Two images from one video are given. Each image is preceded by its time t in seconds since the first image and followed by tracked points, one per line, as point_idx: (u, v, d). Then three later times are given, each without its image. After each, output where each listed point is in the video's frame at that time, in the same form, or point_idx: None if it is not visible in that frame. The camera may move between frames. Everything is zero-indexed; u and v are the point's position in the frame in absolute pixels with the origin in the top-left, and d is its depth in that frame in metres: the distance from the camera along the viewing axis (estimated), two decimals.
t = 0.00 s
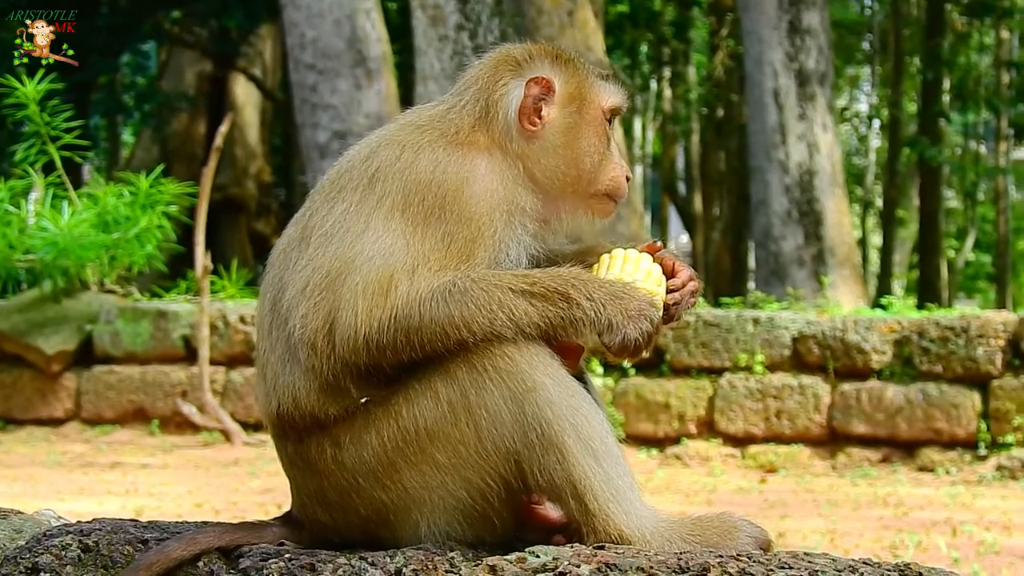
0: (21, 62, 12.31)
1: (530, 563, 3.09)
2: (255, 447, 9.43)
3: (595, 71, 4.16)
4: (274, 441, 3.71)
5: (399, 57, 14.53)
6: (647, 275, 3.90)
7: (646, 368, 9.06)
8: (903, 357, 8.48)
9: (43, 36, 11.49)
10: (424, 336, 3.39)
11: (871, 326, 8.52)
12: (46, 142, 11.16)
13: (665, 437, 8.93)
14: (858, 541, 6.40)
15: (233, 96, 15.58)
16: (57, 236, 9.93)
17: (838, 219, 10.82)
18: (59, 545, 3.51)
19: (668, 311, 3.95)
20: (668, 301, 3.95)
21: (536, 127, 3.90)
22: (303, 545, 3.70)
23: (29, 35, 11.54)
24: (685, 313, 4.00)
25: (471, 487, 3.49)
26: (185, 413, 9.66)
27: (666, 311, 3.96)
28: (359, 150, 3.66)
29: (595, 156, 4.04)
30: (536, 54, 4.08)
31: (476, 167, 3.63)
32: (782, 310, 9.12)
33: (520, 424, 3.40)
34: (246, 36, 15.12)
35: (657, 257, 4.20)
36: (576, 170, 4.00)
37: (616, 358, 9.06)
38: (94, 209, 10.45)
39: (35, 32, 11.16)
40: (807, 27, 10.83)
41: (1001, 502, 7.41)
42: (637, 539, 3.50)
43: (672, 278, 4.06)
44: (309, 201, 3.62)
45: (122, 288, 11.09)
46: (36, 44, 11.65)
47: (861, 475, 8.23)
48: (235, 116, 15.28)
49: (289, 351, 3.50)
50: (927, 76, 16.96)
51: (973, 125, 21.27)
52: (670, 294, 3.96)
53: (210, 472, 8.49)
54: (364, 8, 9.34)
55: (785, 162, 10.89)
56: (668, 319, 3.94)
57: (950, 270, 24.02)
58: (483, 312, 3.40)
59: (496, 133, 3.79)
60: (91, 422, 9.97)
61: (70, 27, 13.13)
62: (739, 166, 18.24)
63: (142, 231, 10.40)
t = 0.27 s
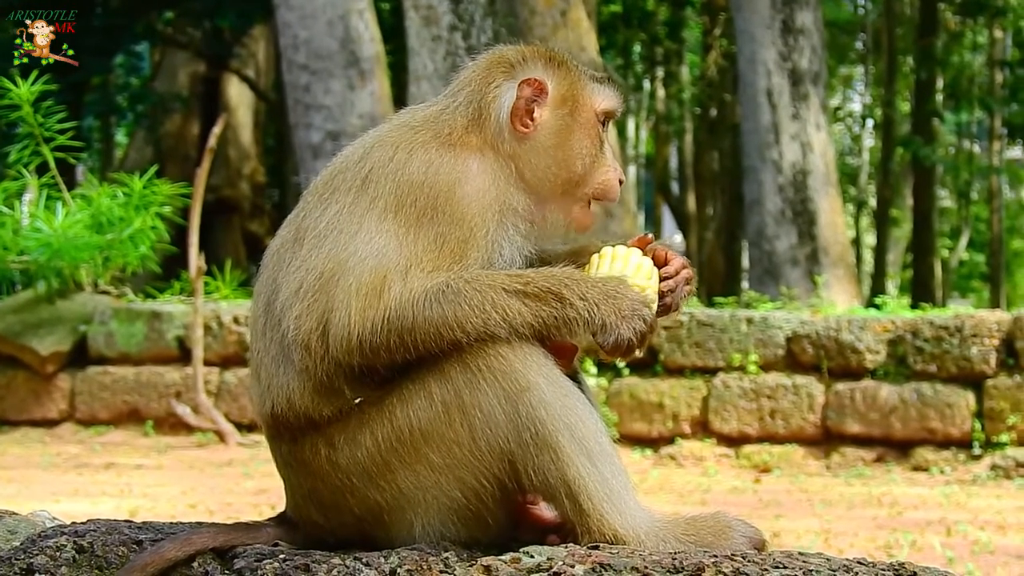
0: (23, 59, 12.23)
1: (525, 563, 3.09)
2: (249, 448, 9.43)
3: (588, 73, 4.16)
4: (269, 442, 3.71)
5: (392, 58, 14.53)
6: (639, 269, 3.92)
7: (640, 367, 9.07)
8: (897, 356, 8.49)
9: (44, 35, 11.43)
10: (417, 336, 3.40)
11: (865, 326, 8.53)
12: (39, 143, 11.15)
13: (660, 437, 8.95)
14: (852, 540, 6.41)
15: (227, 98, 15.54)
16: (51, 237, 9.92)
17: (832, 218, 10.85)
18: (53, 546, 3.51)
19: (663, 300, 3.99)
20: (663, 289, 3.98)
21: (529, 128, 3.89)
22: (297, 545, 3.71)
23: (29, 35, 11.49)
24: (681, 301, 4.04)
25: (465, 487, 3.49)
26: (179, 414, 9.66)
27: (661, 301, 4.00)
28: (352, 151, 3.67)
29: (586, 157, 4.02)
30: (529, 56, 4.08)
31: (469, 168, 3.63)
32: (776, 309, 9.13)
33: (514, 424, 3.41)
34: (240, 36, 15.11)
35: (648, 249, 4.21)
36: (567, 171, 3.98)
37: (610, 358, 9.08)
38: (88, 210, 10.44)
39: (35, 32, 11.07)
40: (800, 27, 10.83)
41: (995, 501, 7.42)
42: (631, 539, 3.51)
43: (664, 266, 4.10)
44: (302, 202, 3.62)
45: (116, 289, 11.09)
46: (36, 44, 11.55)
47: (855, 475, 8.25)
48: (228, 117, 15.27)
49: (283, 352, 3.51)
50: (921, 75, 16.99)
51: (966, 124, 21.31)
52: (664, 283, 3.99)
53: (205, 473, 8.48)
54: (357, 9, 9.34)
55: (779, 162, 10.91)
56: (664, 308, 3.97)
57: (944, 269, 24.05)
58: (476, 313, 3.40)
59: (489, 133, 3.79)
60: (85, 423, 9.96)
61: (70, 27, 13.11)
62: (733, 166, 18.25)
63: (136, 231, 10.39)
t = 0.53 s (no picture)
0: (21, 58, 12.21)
1: (521, 565, 3.10)
2: (242, 450, 9.42)
3: (594, 91, 4.18)
4: (265, 444, 3.71)
5: (385, 59, 14.52)
6: (639, 271, 3.94)
7: (633, 369, 9.08)
8: (891, 358, 8.50)
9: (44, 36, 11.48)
10: (413, 338, 3.40)
11: (859, 327, 8.55)
12: (33, 145, 11.14)
13: (654, 438, 8.95)
14: (847, 542, 6.42)
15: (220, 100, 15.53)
16: (46, 238, 9.91)
17: (825, 219, 10.86)
18: (49, 548, 3.50)
19: (662, 304, 3.96)
20: (662, 292, 3.96)
21: (524, 133, 3.90)
22: (292, 548, 3.71)
23: (29, 35, 11.49)
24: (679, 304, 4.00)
25: (461, 489, 3.49)
26: (173, 416, 9.65)
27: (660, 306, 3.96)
28: (347, 153, 3.67)
29: (577, 171, 4.01)
30: (539, 63, 4.11)
31: (464, 170, 3.63)
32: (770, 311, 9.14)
33: (509, 426, 3.41)
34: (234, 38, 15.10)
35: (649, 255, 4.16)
36: (557, 183, 3.96)
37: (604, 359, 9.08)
38: (82, 212, 10.42)
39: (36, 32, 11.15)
40: (794, 28, 10.86)
41: (989, 503, 7.43)
42: (627, 541, 3.51)
43: (664, 272, 4.07)
44: (298, 204, 3.62)
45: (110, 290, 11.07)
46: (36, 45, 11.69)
47: (849, 476, 8.26)
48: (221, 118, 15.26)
49: (279, 353, 3.51)
50: (914, 76, 17.04)
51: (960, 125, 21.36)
52: (663, 288, 3.97)
53: (199, 475, 8.47)
54: (350, 10, 9.34)
55: (772, 163, 10.92)
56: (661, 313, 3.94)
57: (938, 270, 24.11)
58: (471, 314, 3.40)
59: (486, 134, 3.80)
60: (79, 425, 9.94)
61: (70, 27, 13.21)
62: (726, 167, 18.28)
63: (130, 233, 10.38)
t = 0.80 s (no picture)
0: (21, 58, 12.20)
1: (518, 568, 3.10)
2: (240, 452, 9.42)
3: (597, 123, 4.08)
4: (262, 447, 3.71)
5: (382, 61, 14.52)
6: (641, 296, 3.91)
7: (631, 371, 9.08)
8: (889, 359, 8.51)
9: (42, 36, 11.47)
10: (407, 341, 3.40)
11: (857, 329, 8.55)
12: (30, 147, 11.13)
13: (651, 440, 8.95)
14: (845, 544, 6.43)
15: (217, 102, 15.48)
16: (44, 241, 9.93)
17: (823, 221, 10.86)
18: (47, 551, 3.50)
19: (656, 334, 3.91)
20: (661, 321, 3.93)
21: (509, 139, 3.84)
22: (290, 550, 3.71)
23: (28, 36, 11.49)
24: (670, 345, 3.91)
25: (458, 492, 3.49)
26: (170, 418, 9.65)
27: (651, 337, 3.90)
28: (340, 155, 3.67)
29: (553, 190, 3.89)
30: (545, 75, 4.05)
31: (457, 173, 3.62)
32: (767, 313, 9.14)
33: (505, 428, 3.41)
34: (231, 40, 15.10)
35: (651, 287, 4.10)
36: (529, 198, 3.84)
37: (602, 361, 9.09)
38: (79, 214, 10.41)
39: (35, 32, 11.13)
40: (791, 29, 10.87)
41: (987, 505, 7.44)
42: (625, 544, 3.51)
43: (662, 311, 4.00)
44: (292, 206, 3.63)
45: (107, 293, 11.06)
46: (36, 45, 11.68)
47: (847, 478, 8.27)
48: (218, 120, 15.25)
49: (274, 356, 3.51)
50: (912, 78, 17.05)
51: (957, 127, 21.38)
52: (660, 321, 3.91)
53: (196, 477, 8.47)
54: (347, 13, 9.34)
55: (769, 164, 10.93)
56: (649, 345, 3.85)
57: (936, 272, 24.12)
58: (466, 317, 3.41)
59: (477, 140, 3.79)
60: (77, 427, 9.94)
61: (70, 27, 13.21)
62: (723, 169, 18.29)
63: (128, 236, 10.37)
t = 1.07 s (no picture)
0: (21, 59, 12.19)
1: (517, 570, 3.10)
2: (240, 455, 9.42)
3: (589, 120, 4.03)
4: (262, 451, 3.71)
5: (383, 65, 14.53)
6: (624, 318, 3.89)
7: (631, 374, 9.07)
8: (889, 362, 8.50)
9: (43, 36, 11.45)
10: (405, 343, 3.40)
11: (857, 332, 8.54)
12: (31, 151, 11.13)
13: (651, 443, 8.95)
14: (845, 546, 6.43)
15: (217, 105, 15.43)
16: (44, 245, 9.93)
17: (823, 224, 10.87)
18: (47, 554, 3.50)
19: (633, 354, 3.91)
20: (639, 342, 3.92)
21: (498, 138, 3.81)
22: (290, 553, 3.72)
23: (29, 35, 11.49)
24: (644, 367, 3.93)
25: (458, 494, 3.49)
26: (171, 422, 9.65)
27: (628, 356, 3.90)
28: (337, 155, 3.67)
29: (543, 190, 3.86)
30: (535, 75, 4.02)
31: (453, 174, 3.62)
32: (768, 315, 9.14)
33: (505, 430, 3.41)
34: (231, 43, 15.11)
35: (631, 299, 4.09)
36: (520, 198, 3.82)
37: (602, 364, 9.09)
38: (80, 218, 10.41)
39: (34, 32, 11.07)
40: (791, 32, 10.87)
41: (988, 507, 7.43)
42: (624, 546, 3.51)
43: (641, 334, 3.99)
44: (290, 208, 3.63)
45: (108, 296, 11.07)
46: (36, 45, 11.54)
47: (847, 481, 8.27)
48: (219, 124, 15.26)
49: (274, 359, 3.52)
50: (912, 80, 17.05)
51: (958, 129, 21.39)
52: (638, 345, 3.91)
53: (197, 481, 8.47)
54: (347, 16, 9.35)
55: (770, 167, 10.93)
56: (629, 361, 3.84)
57: (936, 275, 24.11)
58: (464, 318, 3.41)
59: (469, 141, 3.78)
60: (78, 431, 9.94)
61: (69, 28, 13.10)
62: (724, 172, 18.30)
63: (128, 239, 10.35)
